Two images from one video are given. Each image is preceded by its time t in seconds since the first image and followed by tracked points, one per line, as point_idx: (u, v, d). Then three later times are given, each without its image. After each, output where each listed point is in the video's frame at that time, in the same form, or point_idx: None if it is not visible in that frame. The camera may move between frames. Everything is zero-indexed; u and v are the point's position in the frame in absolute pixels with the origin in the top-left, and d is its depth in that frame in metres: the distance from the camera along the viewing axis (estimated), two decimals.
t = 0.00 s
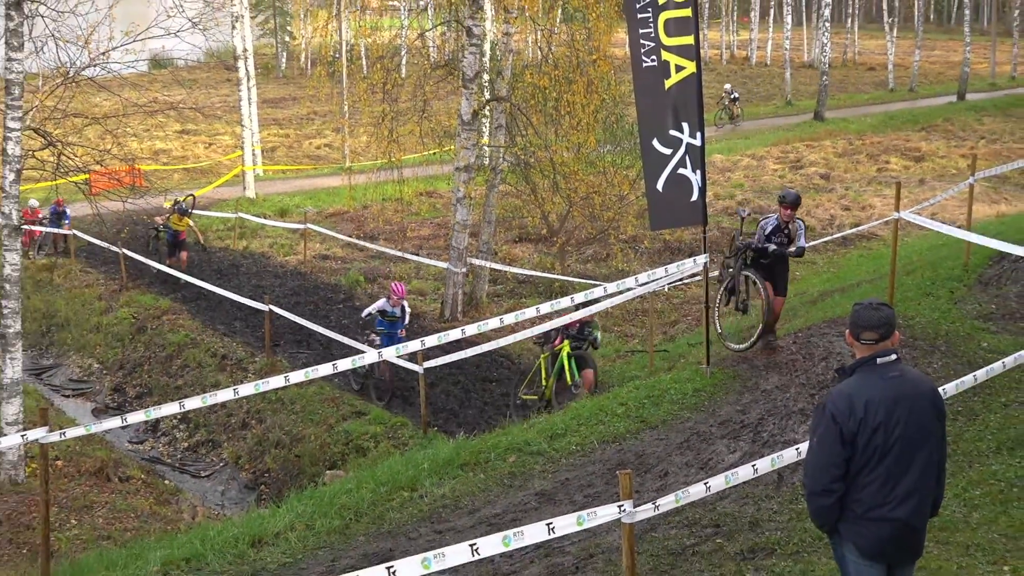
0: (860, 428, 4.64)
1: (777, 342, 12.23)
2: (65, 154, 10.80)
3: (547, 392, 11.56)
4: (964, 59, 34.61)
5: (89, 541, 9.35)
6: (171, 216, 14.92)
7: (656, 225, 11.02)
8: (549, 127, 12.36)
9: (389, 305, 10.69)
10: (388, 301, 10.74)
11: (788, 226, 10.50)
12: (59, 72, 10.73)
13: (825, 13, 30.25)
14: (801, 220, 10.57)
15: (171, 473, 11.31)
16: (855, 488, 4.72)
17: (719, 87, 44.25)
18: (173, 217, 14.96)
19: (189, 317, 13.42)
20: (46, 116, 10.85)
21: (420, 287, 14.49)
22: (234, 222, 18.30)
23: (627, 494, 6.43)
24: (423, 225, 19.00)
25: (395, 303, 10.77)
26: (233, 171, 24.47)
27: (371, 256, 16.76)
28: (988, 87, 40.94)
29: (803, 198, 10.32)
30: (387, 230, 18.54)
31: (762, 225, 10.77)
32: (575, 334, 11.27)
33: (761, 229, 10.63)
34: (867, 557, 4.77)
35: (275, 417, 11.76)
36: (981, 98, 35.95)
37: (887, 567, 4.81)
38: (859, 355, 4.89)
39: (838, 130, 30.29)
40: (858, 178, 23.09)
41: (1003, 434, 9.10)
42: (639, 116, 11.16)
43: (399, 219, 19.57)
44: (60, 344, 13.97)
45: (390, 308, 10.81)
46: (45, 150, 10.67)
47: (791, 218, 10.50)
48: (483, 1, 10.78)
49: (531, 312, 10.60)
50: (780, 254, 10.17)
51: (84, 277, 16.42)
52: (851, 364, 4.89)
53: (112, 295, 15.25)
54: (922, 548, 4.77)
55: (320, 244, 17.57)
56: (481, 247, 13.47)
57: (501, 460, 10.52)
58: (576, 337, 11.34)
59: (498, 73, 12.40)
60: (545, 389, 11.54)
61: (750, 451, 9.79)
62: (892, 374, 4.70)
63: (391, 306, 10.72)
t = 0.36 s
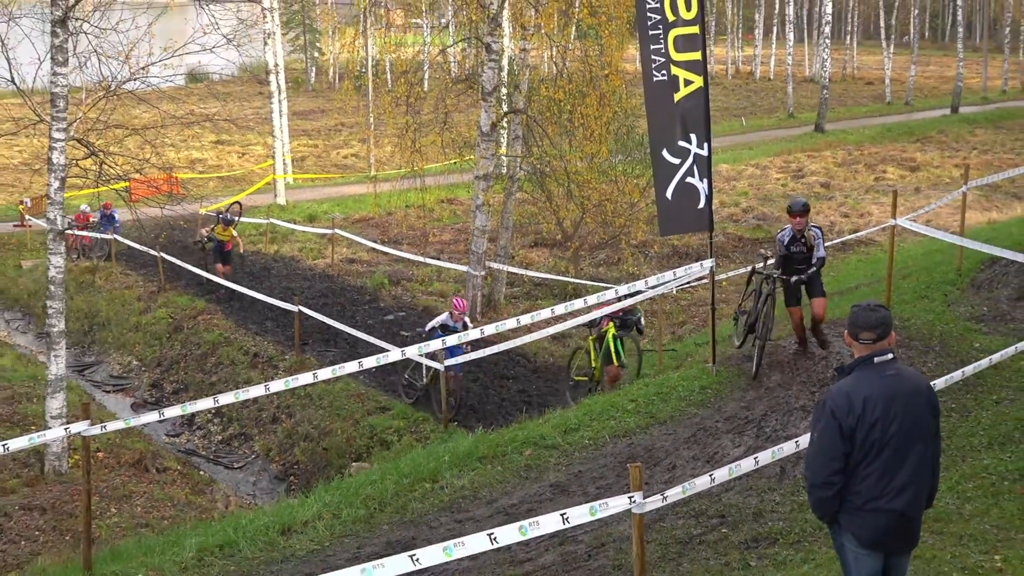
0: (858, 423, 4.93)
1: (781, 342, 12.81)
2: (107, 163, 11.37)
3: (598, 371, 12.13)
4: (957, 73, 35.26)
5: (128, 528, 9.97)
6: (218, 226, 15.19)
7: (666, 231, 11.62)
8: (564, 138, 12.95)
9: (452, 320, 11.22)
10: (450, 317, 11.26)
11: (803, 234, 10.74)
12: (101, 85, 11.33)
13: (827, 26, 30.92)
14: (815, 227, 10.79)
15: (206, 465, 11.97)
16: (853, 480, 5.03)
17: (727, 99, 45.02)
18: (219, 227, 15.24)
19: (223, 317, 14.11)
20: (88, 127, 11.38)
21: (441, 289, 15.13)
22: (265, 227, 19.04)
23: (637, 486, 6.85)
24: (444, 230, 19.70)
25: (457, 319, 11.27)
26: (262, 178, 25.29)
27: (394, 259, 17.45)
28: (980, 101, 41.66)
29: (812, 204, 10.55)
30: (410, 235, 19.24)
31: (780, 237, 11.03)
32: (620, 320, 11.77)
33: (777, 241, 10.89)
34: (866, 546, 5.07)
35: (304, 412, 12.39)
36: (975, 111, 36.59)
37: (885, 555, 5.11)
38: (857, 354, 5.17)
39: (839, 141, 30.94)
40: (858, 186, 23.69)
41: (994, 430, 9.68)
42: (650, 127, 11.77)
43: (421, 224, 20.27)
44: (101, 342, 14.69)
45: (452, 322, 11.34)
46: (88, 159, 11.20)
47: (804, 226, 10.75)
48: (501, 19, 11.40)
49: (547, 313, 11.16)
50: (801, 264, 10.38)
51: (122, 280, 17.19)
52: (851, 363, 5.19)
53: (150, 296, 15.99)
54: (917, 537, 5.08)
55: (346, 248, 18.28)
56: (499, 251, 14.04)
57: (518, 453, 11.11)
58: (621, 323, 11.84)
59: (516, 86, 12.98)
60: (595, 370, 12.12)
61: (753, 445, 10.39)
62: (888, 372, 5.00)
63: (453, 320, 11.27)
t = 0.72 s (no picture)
0: (872, 424, 5.00)
1: (794, 345, 12.93)
2: (129, 167, 11.48)
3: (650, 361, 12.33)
4: (970, 79, 35.33)
5: (149, 526, 10.11)
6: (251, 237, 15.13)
7: (682, 234, 11.75)
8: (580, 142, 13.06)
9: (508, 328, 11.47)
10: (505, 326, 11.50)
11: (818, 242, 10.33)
12: (124, 90, 11.46)
13: (840, 32, 31.02)
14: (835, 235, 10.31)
15: (226, 464, 12.13)
16: (866, 481, 5.10)
17: (740, 105, 45.17)
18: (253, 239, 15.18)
19: (243, 319, 14.31)
20: (111, 132, 11.49)
21: (458, 291, 15.29)
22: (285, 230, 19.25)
23: (649, 486, 6.90)
24: (461, 232, 19.88)
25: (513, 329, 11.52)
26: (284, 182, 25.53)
27: (411, 261, 17.63)
28: (990, 106, 41.73)
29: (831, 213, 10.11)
30: (427, 238, 19.43)
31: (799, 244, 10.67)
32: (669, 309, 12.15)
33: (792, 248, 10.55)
34: (879, 546, 5.16)
35: (322, 412, 12.54)
36: (988, 116, 36.62)
37: (897, 555, 5.20)
38: (868, 356, 5.24)
39: (851, 146, 31.00)
40: (873, 190, 23.81)
41: (1006, 433, 9.77)
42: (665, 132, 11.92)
43: (438, 227, 20.45)
44: (123, 343, 14.89)
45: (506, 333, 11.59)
46: (111, 163, 11.31)
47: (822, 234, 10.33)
48: (518, 25, 11.56)
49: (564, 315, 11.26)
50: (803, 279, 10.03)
51: (144, 282, 17.42)
52: (863, 365, 5.26)
53: (172, 297, 16.19)
54: (929, 537, 5.17)
55: (365, 251, 18.46)
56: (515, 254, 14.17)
57: (534, 453, 11.24)
58: (668, 312, 12.17)
59: (533, 91, 13.07)
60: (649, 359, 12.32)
61: (767, 446, 10.51)
62: (900, 374, 5.08)
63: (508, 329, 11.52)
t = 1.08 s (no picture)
0: (889, 425, 4.98)
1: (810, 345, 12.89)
2: (146, 167, 11.47)
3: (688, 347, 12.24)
4: (987, 80, 35.20)
5: (165, 525, 10.12)
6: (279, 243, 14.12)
7: (698, 234, 11.75)
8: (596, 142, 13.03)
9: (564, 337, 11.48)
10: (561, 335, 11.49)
11: (823, 264, 10.04)
12: (141, 90, 11.45)
13: (856, 33, 30.90)
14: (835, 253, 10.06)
15: (241, 463, 12.16)
16: (884, 482, 5.08)
17: (754, 106, 45.13)
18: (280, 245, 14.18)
19: (259, 318, 14.34)
20: (128, 131, 11.47)
21: (473, 290, 15.29)
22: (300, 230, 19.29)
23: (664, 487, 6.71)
24: (476, 233, 19.89)
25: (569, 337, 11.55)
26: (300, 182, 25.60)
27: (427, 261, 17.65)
28: (1006, 107, 41.58)
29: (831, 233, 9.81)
30: (442, 238, 19.43)
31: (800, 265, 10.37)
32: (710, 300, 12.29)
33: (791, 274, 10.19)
34: (897, 548, 5.12)
35: (337, 412, 12.55)
36: (1006, 117, 36.46)
37: (915, 557, 5.16)
38: (886, 358, 5.23)
39: (865, 147, 30.96)
40: (891, 191, 23.75)
41: None
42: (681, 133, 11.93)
43: (453, 227, 20.46)
44: (140, 343, 14.93)
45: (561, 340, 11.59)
46: (127, 163, 11.29)
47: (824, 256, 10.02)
48: (534, 25, 11.57)
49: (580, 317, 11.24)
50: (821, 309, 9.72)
51: (161, 282, 17.47)
52: (880, 367, 5.26)
53: (188, 297, 16.24)
54: (948, 538, 5.13)
55: (381, 251, 18.48)
56: (530, 254, 14.16)
57: (549, 453, 11.22)
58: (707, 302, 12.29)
59: (548, 91, 13.07)
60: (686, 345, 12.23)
61: (783, 447, 10.49)
62: (917, 374, 5.07)
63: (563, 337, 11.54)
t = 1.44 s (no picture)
0: (925, 429, 4.68)
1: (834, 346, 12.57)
2: (157, 164, 11.24)
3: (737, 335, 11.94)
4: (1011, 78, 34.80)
5: (176, 529, 9.88)
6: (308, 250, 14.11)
7: (719, 234, 11.48)
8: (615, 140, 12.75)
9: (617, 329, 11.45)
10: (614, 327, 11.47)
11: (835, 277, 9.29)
12: (151, 86, 11.22)
13: (881, 28, 30.65)
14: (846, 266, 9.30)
15: (253, 467, 11.91)
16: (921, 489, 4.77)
17: (772, 104, 44.78)
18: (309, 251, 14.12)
19: (271, 318, 14.11)
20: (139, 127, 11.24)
21: (490, 291, 15.04)
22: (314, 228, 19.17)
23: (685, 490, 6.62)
24: (493, 231, 19.67)
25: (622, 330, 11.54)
26: (314, 180, 25.37)
27: (444, 259, 17.42)
28: None
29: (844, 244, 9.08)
30: (459, 237, 19.21)
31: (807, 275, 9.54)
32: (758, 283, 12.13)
33: (799, 283, 9.48)
34: (936, 555, 4.84)
35: (351, 414, 12.29)
36: None
37: (953, 563, 4.88)
38: (913, 361, 4.95)
39: (891, 145, 30.63)
40: (917, 189, 23.44)
41: None
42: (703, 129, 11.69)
43: (470, 225, 20.22)
44: (150, 343, 14.72)
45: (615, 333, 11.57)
46: (138, 160, 11.05)
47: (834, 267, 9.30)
48: (552, 19, 11.33)
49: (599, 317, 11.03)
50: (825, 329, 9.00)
51: (172, 281, 17.26)
52: (906, 371, 4.98)
53: (199, 297, 16.01)
54: (987, 542, 4.85)
55: (396, 251, 18.22)
56: (548, 254, 13.84)
57: (567, 457, 10.94)
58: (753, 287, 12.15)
59: (567, 88, 12.82)
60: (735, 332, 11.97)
61: (807, 453, 10.18)
62: (948, 375, 4.80)
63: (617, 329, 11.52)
